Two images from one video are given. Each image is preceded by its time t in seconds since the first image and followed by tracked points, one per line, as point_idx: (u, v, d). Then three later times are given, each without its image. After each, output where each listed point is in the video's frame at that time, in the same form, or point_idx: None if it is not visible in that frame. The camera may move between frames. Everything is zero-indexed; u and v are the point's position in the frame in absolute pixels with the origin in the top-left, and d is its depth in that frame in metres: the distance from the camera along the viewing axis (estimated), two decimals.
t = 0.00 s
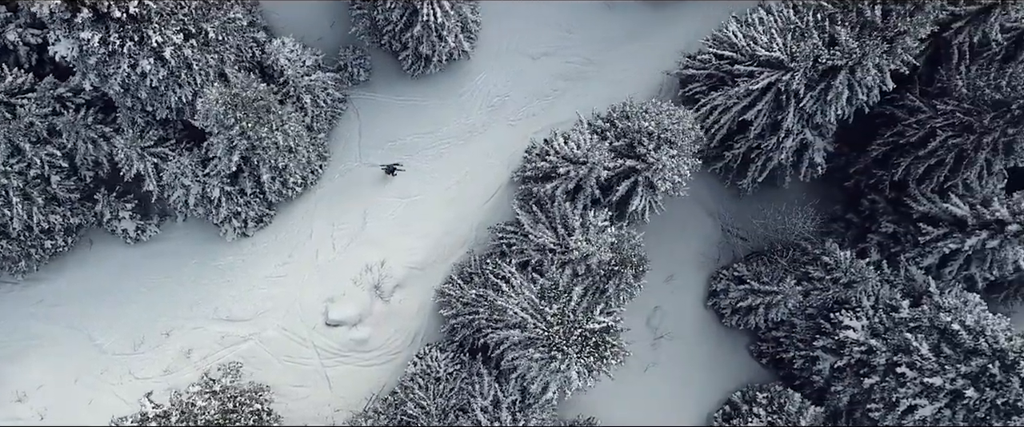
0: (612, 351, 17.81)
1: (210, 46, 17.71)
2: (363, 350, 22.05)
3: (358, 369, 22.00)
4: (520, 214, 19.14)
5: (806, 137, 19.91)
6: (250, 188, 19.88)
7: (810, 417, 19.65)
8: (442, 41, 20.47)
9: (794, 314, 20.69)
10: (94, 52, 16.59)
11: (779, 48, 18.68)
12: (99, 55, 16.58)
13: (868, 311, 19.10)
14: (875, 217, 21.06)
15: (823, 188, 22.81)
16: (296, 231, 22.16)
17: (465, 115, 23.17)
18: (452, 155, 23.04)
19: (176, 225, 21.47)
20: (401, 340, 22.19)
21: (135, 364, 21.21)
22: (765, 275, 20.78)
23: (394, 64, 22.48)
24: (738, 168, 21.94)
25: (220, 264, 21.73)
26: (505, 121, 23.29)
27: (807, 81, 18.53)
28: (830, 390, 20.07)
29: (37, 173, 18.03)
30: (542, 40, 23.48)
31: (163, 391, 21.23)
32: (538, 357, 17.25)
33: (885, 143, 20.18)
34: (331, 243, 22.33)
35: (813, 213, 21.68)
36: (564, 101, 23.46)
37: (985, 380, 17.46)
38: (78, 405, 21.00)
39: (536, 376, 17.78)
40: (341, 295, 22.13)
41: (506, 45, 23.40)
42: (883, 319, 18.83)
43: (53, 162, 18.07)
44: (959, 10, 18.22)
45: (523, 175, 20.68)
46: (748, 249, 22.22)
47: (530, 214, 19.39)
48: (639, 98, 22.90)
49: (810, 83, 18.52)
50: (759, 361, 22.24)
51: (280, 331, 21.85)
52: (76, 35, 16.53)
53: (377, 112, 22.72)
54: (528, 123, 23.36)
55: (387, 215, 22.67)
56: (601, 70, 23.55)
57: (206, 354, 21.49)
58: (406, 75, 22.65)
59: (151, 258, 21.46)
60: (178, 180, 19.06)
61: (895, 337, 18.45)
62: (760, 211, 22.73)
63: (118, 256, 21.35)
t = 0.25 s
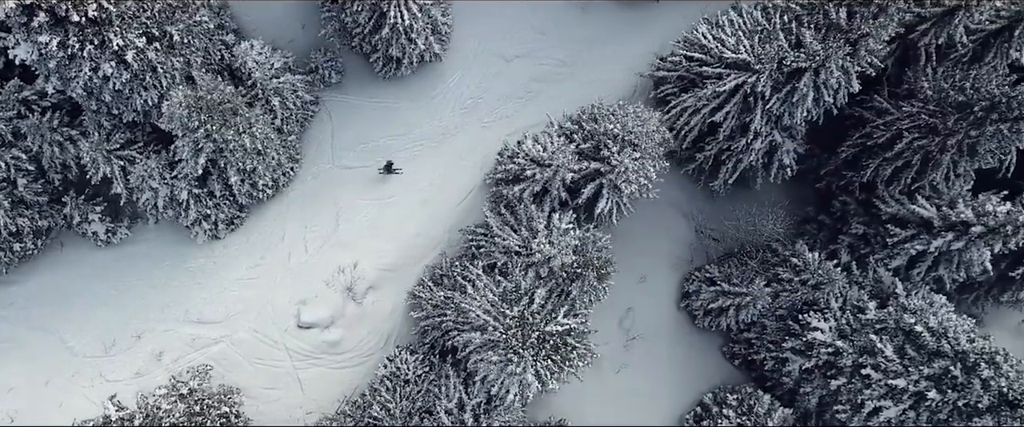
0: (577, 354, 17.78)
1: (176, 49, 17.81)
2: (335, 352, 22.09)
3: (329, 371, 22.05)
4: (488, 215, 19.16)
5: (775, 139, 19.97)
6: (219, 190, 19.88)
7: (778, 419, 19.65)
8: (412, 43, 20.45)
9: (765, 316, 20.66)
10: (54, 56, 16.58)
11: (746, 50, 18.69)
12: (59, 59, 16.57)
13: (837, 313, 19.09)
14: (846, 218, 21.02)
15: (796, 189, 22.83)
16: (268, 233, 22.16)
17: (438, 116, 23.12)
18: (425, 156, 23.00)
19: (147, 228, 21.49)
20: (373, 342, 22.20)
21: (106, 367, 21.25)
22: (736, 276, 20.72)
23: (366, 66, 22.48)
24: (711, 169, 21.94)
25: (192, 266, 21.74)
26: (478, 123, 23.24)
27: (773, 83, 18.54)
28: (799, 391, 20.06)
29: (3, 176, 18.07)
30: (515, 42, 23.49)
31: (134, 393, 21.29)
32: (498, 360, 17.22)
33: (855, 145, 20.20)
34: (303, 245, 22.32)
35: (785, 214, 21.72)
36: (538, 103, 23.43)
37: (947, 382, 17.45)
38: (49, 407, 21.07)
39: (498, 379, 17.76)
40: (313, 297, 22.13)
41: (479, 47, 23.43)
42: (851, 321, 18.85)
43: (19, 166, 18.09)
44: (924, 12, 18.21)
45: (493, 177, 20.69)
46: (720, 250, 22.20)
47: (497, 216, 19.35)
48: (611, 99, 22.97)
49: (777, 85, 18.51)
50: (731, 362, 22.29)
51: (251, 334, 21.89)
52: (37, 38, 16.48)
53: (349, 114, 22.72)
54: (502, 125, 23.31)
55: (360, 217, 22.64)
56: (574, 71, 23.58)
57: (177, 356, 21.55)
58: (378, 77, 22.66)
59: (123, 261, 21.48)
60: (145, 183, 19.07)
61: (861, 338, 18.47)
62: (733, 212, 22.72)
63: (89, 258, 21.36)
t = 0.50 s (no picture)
0: (542, 357, 17.77)
1: (141, 53, 17.85)
2: (307, 355, 22.07)
3: (301, 374, 22.03)
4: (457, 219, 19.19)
5: (744, 141, 20.06)
6: (189, 194, 19.90)
7: (747, 421, 19.66)
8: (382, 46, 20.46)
9: (734, 317, 20.70)
10: (13, 61, 16.59)
11: (712, 53, 18.71)
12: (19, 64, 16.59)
13: (804, 315, 19.17)
14: (818, 220, 20.98)
15: (769, 191, 22.84)
16: (239, 237, 22.16)
17: (412, 119, 23.06)
18: (398, 159, 22.94)
19: (119, 232, 21.61)
20: (346, 346, 22.18)
21: (77, 370, 21.25)
22: (706, 279, 20.78)
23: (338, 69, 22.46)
24: (683, 172, 21.94)
25: (163, 270, 21.84)
26: (452, 126, 23.17)
27: (739, 86, 18.57)
28: (769, 394, 20.05)
29: None
30: (488, 45, 23.46)
31: (105, 396, 21.28)
32: (459, 363, 17.23)
33: (824, 147, 20.25)
34: (275, 248, 22.31)
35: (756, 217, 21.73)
36: (512, 105, 23.37)
37: (910, 385, 17.51)
38: (19, 411, 21.04)
39: (460, 383, 17.72)
40: (285, 300, 22.11)
41: (452, 49, 23.38)
42: (818, 323, 18.89)
43: None
44: (888, 15, 18.26)
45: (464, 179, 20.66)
46: (693, 253, 22.17)
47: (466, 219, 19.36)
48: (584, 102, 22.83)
49: (742, 88, 18.57)
50: (704, 365, 22.31)
51: (223, 337, 21.91)
52: None
53: (321, 117, 22.69)
54: (475, 127, 23.24)
55: (332, 220, 22.60)
56: (548, 74, 23.50)
57: (149, 360, 21.59)
58: (350, 80, 22.66)
59: (94, 265, 21.57)
60: (112, 187, 19.09)
61: (827, 341, 18.50)
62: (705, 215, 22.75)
63: (61, 262, 21.47)
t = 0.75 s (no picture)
0: (506, 360, 17.90)
1: (105, 58, 17.87)
2: (279, 359, 22.10)
3: (273, 378, 22.09)
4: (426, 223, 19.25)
5: (712, 145, 20.06)
6: (157, 199, 19.93)
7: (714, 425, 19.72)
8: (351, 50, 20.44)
9: (705, 320, 20.65)
10: None
11: (678, 57, 18.71)
12: None
13: (771, 319, 19.21)
14: (788, 224, 20.96)
15: (741, 193, 22.86)
16: (211, 241, 22.17)
17: (384, 123, 23.05)
18: (370, 163, 22.95)
19: (90, 236, 21.62)
20: (317, 350, 22.21)
21: (49, 374, 21.34)
22: (676, 282, 20.74)
23: (309, 72, 22.41)
24: (655, 175, 21.94)
25: (135, 274, 21.86)
26: (425, 129, 23.18)
27: (704, 90, 18.59)
28: (737, 397, 20.08)
29: None
30: (461, 48, 23.42)
31: (76, 400, 21.37)
32: (422, 365, 17.32)
33: (793, 150, 20.24)
34: (247, 252, 22.31)
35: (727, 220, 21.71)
36: (485, 109, 23.36)
37: (871, 388, 17.73)
38: None
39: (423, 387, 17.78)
40: (257, 304, 22.15)
41: (425, 53, 23.34)
42: (784, 327, 18.94)
43: None
44: (853, 18, 18.25)
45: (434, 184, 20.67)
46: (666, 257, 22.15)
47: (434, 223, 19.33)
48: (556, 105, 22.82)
49: (707, 93, 18.60)
50: (675, 368, 22.34)
51: (195, 341, 21.96)
52: None
53: (293, 121, 22.69)
54: (448, 131, 23.25)
55: (304, 224, 22.60)
56: (522, 77, 23.47)
57: (120, 364, 21.65)
58: (321, 83, 22.63)
59: (66, 269, 21.61)
60: (78, 191, 19.10)
61: (792, 345, 18.57)
62: (678, 218, 22.70)
63: (32, 266, 21.50)
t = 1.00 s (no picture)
0: (470, 367, 18.07)
1: (69, 66, 17.95)
2: (250, 366, 22.10)
3: (244, 385, 22.10)
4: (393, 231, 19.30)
5: (680, 152, 20.04)
6: (125, 207, 19.93)
7: None
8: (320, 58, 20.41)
9: (674, 327, 20.62)
10: None
11: (643, 64, 18.72)
12: None
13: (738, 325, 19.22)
14: (758, 230, 20.91)
15: (714, 199, 22.91)
16: (182, 248, 22.14)
17: (356, 129, 23.01)
18: (342, 170, 22.92)
19: (60, 243, 21.64)
20: (288, 357, 22.20)
21: (19, 381, 21.35)
22: (645, 289, 20.71)
23: (281, 79, 22.43)
24: (626, 182, 21.91)
25: (105, 281, 21.86)
26: (397, 136, 23.09)
27: (669, 98, 18.62)
28: (706, 405, 20.06)
29: None
30: (433, 54, 23.34)
31: (46, 407, 21.36)
32: (384, 372, 17.44)
33: (761, 157, 20.23)
34: (218, 259, 22.28)
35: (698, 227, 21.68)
36: (457, 116, 23.27)
37: (832, 396, 17.91)
38: None
39: (385, 395, 17.83)
40: (227, 311, 22.13)
41: (397, 59, 23.25)
42: (750, 334, 18.96)
43: None
44: (816, 26, 18.35)
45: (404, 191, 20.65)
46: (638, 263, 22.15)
47: (400, 230, 19.34)
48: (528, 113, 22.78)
49: (672, 100, 18.63)
50: (647, 374, 22.33)
51: (165, 348, 21.96)
52: None
53: (265, 128, 22.68)
54: (420, 138, 23.13)
55: (275, 231, 22.57)
56: (494, 84, 23.42)
57: (91, 371, 21.65)
58: (293, 90, 22.63)
59: (36, 276, 21.63)
60: (44, 199, 19.11)
61: (757, 352, 18.61)
62: (650, 224, 22.68)
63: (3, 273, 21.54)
